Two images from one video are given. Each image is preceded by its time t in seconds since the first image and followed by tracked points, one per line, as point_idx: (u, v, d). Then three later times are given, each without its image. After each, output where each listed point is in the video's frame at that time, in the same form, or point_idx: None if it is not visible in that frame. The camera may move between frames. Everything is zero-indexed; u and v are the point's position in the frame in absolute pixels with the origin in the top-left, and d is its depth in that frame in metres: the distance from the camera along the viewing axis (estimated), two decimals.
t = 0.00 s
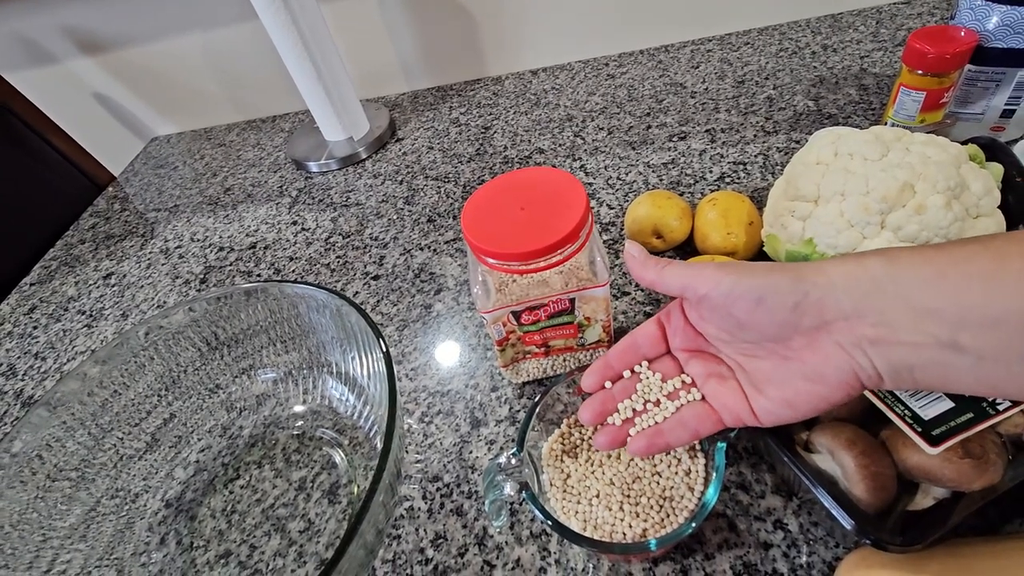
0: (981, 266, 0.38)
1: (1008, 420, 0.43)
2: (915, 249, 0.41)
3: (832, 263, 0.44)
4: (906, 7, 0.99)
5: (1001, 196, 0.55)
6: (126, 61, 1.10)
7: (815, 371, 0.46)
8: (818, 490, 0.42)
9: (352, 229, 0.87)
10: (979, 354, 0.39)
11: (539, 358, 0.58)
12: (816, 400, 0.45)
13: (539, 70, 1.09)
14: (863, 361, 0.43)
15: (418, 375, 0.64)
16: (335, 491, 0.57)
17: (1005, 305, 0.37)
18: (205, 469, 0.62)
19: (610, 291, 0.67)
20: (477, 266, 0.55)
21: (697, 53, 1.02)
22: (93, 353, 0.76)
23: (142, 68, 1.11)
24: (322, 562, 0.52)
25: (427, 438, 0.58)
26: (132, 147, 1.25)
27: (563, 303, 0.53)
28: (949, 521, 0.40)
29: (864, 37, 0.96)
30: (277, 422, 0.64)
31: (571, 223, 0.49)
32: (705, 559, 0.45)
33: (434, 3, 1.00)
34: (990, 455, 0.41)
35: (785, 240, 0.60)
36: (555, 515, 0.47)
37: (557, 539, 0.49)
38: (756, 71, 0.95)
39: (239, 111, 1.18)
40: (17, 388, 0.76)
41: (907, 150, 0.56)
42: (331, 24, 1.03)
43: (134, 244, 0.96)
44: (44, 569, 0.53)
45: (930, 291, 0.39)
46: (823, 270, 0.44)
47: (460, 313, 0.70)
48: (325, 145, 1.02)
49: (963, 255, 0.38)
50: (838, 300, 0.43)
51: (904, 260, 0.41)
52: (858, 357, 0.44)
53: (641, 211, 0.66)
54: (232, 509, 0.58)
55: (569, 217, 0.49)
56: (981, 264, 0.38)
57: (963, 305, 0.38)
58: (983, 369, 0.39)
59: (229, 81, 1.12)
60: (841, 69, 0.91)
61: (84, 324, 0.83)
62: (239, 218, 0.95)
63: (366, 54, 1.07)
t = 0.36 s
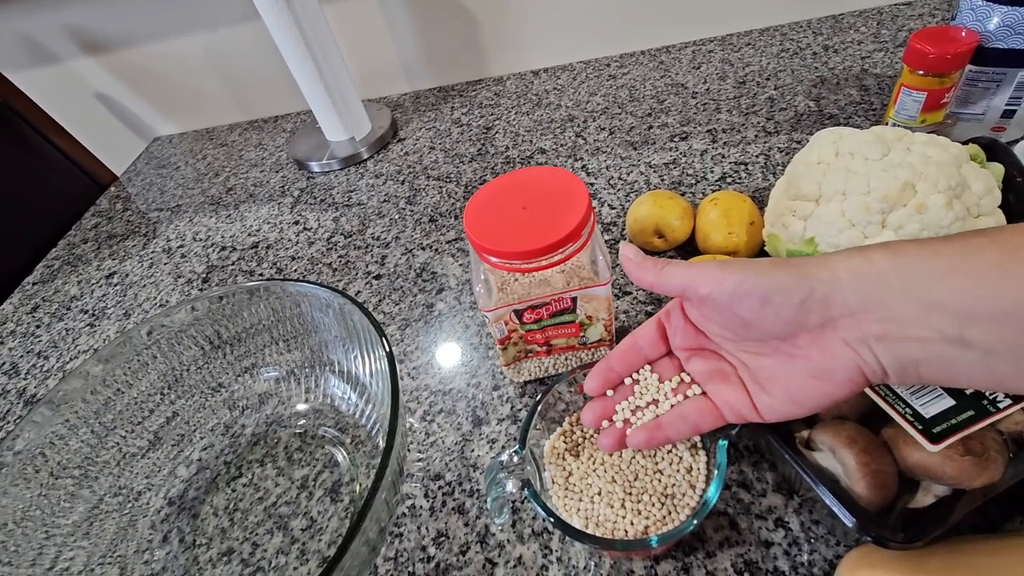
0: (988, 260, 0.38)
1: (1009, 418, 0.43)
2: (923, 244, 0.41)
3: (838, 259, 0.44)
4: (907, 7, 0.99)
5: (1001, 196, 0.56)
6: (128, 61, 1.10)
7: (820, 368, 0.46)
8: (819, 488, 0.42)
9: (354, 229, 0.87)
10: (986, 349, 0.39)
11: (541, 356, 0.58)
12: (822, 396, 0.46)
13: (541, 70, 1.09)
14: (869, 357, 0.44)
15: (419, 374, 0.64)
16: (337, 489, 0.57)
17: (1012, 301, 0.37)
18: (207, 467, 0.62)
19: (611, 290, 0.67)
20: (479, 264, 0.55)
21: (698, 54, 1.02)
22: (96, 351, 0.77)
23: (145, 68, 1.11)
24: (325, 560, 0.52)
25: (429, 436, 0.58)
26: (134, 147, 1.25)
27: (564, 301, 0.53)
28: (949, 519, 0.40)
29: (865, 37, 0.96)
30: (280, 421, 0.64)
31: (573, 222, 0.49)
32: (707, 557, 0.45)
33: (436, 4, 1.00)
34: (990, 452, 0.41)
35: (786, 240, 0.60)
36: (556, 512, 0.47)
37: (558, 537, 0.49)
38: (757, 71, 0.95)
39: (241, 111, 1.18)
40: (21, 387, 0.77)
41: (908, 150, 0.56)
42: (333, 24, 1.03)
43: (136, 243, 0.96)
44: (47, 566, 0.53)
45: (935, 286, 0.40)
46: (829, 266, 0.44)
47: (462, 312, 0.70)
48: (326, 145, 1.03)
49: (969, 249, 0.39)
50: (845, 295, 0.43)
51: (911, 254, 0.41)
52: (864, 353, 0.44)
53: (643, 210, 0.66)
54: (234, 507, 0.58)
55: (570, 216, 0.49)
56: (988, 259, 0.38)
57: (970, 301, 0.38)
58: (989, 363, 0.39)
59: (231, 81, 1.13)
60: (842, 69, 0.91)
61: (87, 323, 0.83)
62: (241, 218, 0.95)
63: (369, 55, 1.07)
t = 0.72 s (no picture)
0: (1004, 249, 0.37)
1: (1009, 419, 0.43)
2: (935, 234, 0.40)
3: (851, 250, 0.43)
4: (908, 9, 0.99)
5: (1001, 198, 0.56)
6: (130, 61, 1.11)
7: (832, 362, 0.46)
8: (820, 488, 0.42)
9: (356, 229, 0.87)
10: (1000, 340, 0.38)
11: (542, 357, 0.59)
12: (833, 389, 0.46)
13: (542, 71, 1.10)
14: (882, 349, 0.44)
15: (420, 374, 0.65)
16: (338, 489, 0.57)
17: None
18: (208, 466, 0.62)
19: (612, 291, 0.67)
20: (480, 265, 0.56)
21: (699, 55, 1.03)
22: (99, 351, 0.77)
23: (146, 68, 1.12)
24: (326, 559, 0.52)
25: (430, 436, 0.59)
26: (136, 147, 1.25)
27: (565, 302, 0.53)
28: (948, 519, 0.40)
29: (866, 39, 0.96)
30: (281, 421, 0.64)
31: (575, 222, 0.49)
32: (707, 557, 0.46)
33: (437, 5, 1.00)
34: (989, 453, 0.41)
35: (787, 241, 0.60)
36: (558, 512, 0.47)
37: (559, 536, 0.49)
38: (758, 72, 0.95)
39: (242, 111, 1.18)
40: (23, 386, 0.77)
41: (908, 152, 0.56)
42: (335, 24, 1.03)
43: (138, 243, 0.96)
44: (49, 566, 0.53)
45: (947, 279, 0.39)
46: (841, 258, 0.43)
47: (463, 313, 0.71)
48: (328, 145, 1.03)
49: (981, 239, 0.38)
50: (857, 288, 0.43)
51: (921, 245, 0.40)
52: (878, 345, 0.44)
53: (643, 211, 0.66)
54: (236, 507, 0.58)
55: (572, 217, 0.50)
56: (1002, 251, 0.37)
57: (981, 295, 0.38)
58: (1004, 356, 0.39)
59: (232, 81, 1.13)
60: (842, 71, 0.91)
61: (89, 323, 0.84)
62: (243, 218, 0.95)
63: (370, 55, 1.07)
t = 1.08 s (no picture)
0: None
1: (1009, 420, 0.43)
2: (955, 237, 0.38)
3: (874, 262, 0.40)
4: (909, 9, 0.99)
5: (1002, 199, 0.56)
6: (131, 61, 1.11)
7: (858, 374, 0.44)
8: (820, 489, 0.42)
9: (356, 229, 0.87)
10: None
11: (543, 357, 0.59)
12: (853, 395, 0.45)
13: (543, 71, 1.10)
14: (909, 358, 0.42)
15: (421, 374, 0.65)
16: (339, 489, 0.57)
17: None
18: (209, 466, 0.62)
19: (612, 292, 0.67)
20: (480, 265, 0.56)
21: (700, 55, 1.03)
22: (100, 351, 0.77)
23: (147, 68, 1.12)
24: (327, 559, 0.52)
25: (430, 436, 0.59)
26: (137, 147, 1.26)
27: (566, 302, 0.53)
28: (949, 521, 0.40)
29: (867, 40, 0.96)
30: (282, 421, 0.64)
31: (575, 223, 0.49)
32: (707, 558, 0.46)
33: (438, 5, 1.00)
34: (990, 454, 0.41)
35: (788, 242, 0.60)
36: (558, 512, 0.47)
37: (559, 537, 0.49)
38: (759, 73, 0.95)
39: (243, 111, 1.18)
40: (24, 386, 0.77)
41: (909, 152, 0.56)
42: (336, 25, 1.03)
43: (139, 243, 0.96)
44: (50, 565, 0.54)
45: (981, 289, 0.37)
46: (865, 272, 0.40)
47: (464, 313, 0.71)
48: (328, 146, 1.03)
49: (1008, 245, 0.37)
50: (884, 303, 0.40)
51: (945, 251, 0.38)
52: (904, 355, 0.42)
53: (644, 212, 0.66)
54: (236, 507, 0.58)
55: (572, 218, 0.50)
56: None
57: (1020, 300, 0.36)
58: None
59: (233, 81, 1.13)
60: (844, 71, 0.91)
61: (89, 322, 0.84)
62: (243, 218, 0.95)
63: (372, 56, 1.08)
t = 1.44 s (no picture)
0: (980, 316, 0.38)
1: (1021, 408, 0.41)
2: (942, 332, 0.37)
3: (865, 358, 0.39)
4: (908, 9, 0.99)
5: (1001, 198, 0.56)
6: (130, 60, 1.11)
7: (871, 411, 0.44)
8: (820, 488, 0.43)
9: (355, 229, 0.87)
10: None
11: (542, 356, 0.59)
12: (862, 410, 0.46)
13: (542, 71, 1.10)
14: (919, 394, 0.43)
15: (420, 373, 0.65)
16: (338, 488, 0.57)
17: None
18: (208, 465, 0.62)
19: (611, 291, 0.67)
20: (480, 264, 0.56)
21: (700, 55, 1.03)
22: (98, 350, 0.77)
23: (147, 68, 1.12)
24: (325, 558, 0.52)
25: (429, 436, 0.59)
26: (136, 147, 1.26)
27: (565, 301, 0.53)
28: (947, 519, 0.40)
29: (866, 39, 0.96)
30: (281, 420, 0.64)
31: (575, 222, 0.49)
32: (706, 557, 0.45)
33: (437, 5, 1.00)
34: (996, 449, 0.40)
35: (787, 241, 0.60)
36: (556, 510, 0.46)
37: (558, 536, 0.49)
38: (758, 73, 0.95)
39: (243, 111, 1.18)
40: (22, 385, 0.77)
41: (908, 152, 0.56)
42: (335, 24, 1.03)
43: (139, 242, 0.96)
44: (49, 564, 0.54)
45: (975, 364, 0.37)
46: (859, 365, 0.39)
47: (463, 312, 0.71)
48: (327, 145, 1.03)
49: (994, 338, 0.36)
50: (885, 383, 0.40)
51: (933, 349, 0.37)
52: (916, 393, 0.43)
53: (643, 211, 0.66)
54: (235, 506, 0.58)
55: (572, 217, 0.50)
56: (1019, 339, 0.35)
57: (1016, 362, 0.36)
58: None
59: (233, 81, 1.13)
60: (843, 71, 0.91)
61: (88, 322, 0.84)
62: (243, 217, 0.95)
63: (371, 56, 1.08)
